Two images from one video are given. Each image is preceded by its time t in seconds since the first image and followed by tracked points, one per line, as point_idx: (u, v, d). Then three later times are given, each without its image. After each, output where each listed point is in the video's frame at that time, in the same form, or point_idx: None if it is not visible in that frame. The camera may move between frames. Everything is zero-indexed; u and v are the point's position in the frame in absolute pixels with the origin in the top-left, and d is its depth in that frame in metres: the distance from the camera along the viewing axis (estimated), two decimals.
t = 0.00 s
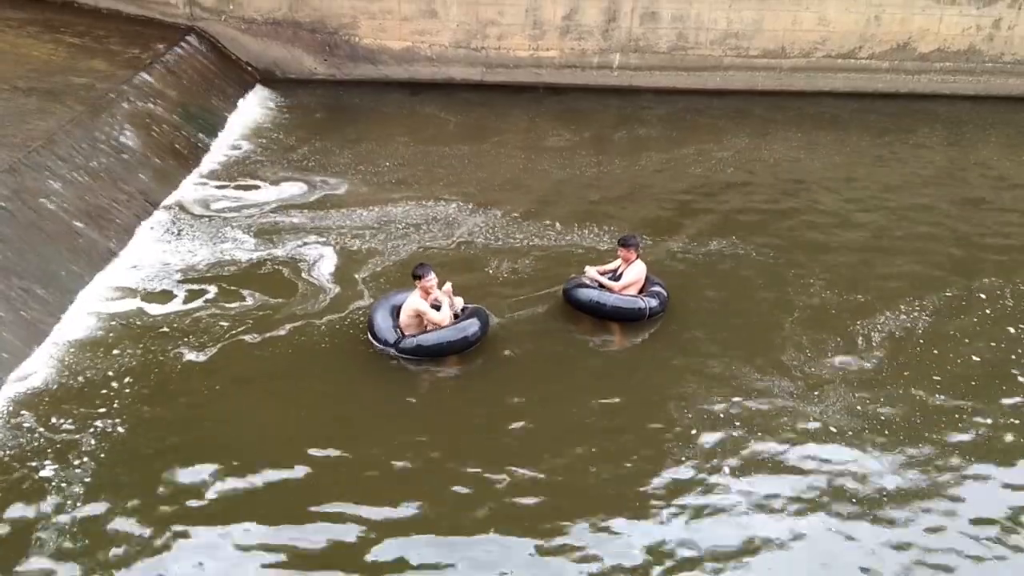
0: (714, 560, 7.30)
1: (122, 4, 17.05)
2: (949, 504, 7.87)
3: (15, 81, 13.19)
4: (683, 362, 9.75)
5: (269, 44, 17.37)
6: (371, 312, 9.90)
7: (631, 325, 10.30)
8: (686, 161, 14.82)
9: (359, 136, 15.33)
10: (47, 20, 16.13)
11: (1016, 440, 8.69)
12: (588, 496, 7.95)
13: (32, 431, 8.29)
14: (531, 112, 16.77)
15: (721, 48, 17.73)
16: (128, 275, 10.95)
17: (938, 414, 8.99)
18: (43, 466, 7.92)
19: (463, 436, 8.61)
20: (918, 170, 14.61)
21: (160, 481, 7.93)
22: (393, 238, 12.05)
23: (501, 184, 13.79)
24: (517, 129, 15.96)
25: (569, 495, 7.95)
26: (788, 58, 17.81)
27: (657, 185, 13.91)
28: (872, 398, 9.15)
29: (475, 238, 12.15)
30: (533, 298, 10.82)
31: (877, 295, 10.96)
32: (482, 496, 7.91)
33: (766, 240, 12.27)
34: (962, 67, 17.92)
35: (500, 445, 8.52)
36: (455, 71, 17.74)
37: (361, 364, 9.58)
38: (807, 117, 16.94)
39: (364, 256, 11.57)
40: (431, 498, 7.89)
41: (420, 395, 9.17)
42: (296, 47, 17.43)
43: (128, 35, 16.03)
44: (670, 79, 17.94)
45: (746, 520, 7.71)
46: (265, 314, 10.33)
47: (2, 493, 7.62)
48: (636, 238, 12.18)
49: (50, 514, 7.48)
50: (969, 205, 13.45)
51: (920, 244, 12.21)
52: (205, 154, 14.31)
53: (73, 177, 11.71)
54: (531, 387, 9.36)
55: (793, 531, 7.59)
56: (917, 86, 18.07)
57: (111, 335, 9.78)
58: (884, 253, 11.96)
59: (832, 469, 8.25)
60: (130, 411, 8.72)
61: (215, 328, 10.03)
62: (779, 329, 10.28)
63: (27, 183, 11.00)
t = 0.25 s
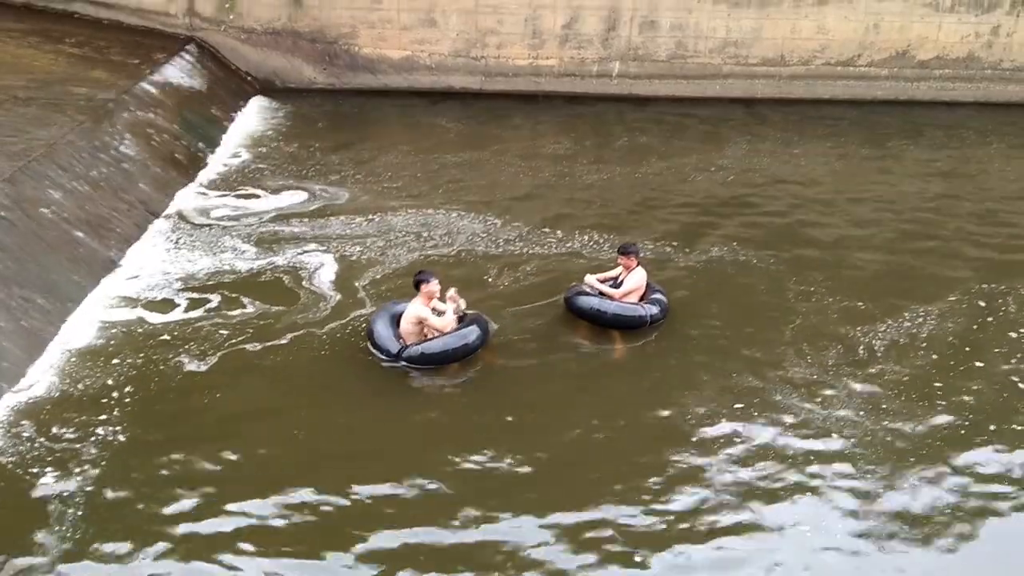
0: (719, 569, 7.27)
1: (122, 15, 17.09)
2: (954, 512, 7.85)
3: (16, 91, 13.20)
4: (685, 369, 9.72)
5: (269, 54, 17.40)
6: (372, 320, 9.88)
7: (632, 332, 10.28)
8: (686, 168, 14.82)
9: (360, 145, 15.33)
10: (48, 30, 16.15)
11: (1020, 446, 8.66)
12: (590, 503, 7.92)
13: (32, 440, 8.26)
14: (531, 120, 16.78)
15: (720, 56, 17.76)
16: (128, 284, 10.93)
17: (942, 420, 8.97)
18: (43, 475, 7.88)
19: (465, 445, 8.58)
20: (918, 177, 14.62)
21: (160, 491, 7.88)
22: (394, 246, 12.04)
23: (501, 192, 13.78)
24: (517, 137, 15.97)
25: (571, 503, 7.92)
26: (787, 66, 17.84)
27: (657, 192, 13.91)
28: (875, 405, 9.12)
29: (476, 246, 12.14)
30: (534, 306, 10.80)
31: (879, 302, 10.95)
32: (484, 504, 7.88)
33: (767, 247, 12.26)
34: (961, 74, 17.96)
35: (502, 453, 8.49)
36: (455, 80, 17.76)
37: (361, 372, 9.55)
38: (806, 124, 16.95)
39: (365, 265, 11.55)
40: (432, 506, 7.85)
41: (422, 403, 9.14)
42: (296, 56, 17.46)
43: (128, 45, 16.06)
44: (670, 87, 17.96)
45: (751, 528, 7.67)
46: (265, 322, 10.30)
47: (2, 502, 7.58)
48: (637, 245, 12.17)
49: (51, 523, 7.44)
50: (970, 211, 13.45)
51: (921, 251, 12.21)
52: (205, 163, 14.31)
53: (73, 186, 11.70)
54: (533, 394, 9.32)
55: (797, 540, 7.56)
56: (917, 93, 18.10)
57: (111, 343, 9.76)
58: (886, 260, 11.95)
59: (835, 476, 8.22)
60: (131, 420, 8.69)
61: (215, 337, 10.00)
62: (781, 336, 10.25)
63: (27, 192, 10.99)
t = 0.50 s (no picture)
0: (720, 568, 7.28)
1: (122, 17, 17.10)
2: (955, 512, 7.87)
3: (16, 94, 13.22)
4: (686, 371, 9.74)
5: (268, 56, 17.42)
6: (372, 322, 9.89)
7: (632, 334, 10.30)
8: (686, 170, 14.84)
9: (360, 147, 15.34)
10: (47, 32, 16.15)
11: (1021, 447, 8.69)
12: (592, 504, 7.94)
13: (34, 443, 8.27)
14: (530, 122, 16.79)
15: (719, 57, 17.78)
16: (129, 287, 10.94)
17: (943, 422, 8.99)
18: (45, 478, 7.89)
19: (466, 447, 8.59)
20: (918, 178, 14.64)
21: (163, 496, 7.87)
22: (394, 249, 12.06)
23: (501, 194, 13.80)
24: (517, 139, 15.98)
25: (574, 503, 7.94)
26: (786, 67, 17.87)
27: (657, 194, 13.93)
28: (876, 406, 9.13)
29: (476, 248, 12.16)
30: (535, 308, 10.82)
31: (880, 303, 10.97)
32: (487, 505, 7.90)
33: (767, 248, 12.28)
34: (960, 74, 17.99)
35: (504, 455, 8.51)
36: (455, 82, 17.77)
37: (362, 375, 9.57)
38: (806, 125, 16.97)
39: (365, 267, 11.57)
40: (435, 508, 7.86)
41: (422, 405, 9.15)
42: (296, 58, 17.47)
43: (128, 48, 16.07)
44: (669, 89, 17.98)
45: (751, 528, 7.68)
46: (266, 326, 10.31)
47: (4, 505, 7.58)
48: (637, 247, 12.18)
49: (53, 526, 7.45)
50: (969, 212, 13.47)
51: (921, 252, 12.23)
52: (205, 165, 14.32)
53: (74, 189, 11.71)
54: (534, 396, 9.34)
55: (798, 540, 7.57)
56: (916, 94, 18.13)
57: (112, 347, 9.77)
58: (886, 261, 11.97)
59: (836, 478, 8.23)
60: (132, 423, 8.71)
61: (216, 340, 10.01)
62: (781, 338, 10.28)
63: (27, 196, 11.00)
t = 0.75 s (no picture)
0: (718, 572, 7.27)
1: (121, 24, 17.12)
2: (955, 515, 7.86)
3: (15, 101, 13.24)
4: (685, 376, 9.74)
5: (268, 62, 17.45)
6: (370, 327, 9.87)
7: (631, 339, 10.29)
8: (684, 175, 14.86)
9: (359, 152, 15.36)
10: (47, 39, 16.18)
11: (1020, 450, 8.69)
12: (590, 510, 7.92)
13: (31, 449, 8.26)
14: (529, 127, 16.81)
15: (718, 63, 17.82)
16: (127, 293, 10.93)
17: (942, 426, 8.99)
18: (43, 484, 7.89)
19: (465, 452, 8.59)
20: (916, 183, 14.67)
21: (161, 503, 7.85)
22: (393, 254, 12.06)
23: (500, 199, 13.81)
24: (516, 145, 15.99)
25: (572, 508, 7.94)
26: (785, 72, 17.91)
27: (656, 199, 13.95)
28: (875, 412, 9.13)
29: (475, 253, 12.17)
30: (534, 313, 10.82)
31: (878, 308, 10.98)
32: (484, 510, 7.90)
33: (765, 253, 12.29)
34: (958, 80, 18.03)
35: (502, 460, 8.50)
36: (453, 87, 17.80)
37: (361, 380, 9.57)
38: (804, 131, 17.01)
39: (364, 272, 11.57)
40: (433, 514, 7.85)
41: (421, 410, 9.15)
42: (295, 64, 17.50)
43: (128, 54, 16.09)
44: (668, 95, 18.01)
45: (750, 533, 7.68)
46: (265, 331, 10.31)
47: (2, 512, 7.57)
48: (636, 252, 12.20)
49: (50, 533, 7.44)
50: (968, 217, 13.49)
51: (920, 257, 12.24)
52: (204, 171, 14.33)
53: (73, 195, 11.72)
54: (533, 401, 9.34)
55: (797, 544, 7.56)
56: (915, 99, 18.17)
57: (110, 352, 9.77)
58: (885, 266, 11.98)
59: (835, 482, 8.23)
60: (130, 429, 8.70)
61: (215, 345, 10.01)
62: (780, 342, 10.28)
63: (26, 202, 11.01)
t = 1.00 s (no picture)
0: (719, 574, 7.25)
1: (121, 30, 17.14)
2: (957, 521, 7.86)
3: (15, 107, 13.25)
4: (686, 383, 9.73)
5: (268, 69, 17.47)
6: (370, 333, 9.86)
7: (631, 345, 10.29)
8: (685, 182, 14.87)
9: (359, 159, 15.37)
10: (47, 45, 16.20)
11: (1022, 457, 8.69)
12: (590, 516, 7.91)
13: (31, 456, 8.25)
14: (529, 134, 16.83)
15: (718, 70, 17.85)
16: (127, 299, 10.92)
17: (944, 433, 8.99)
18: (43, 490, 7.87)
19: (466, 458, 8.57)
20: (916, 190, 14.69)
21: (160, 511, 7.82)
22: (393, 260, 12.06)
23: (500, 206, 13.82)
24: (516, 151, 16.00)
25: (572, 514, 7.92)
26: (784, 79, 17.94)
27: (656, 206, 13.96)
28: (876, 418, 9.12)
29: (475, 259, 12.17)
30: (534, 319, 10.81)
31: (879, 315, 10.98)
32: (484, 516, 7.89)
33: (765, 260, 12.30)
34: (957, 87, 18.07)
35: (502, 466, 8.48)
36: (454, 94, 17.82)
37: (362, 387, 9.56)
38: (804, 137, 17.03)
39: (364, 278, 11.56)
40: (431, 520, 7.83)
41: (422, 417, 9.14)
42: (295, 71, 17.52)
43: (128, 61, 16.11)
44: (667, 101, 18.03)
45: (751, 537, 7.66)
46: (266, 337, 10.30)
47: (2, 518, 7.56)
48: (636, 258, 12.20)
49: (50, 539, 7.43)
50: (968, 223, 13.51)
51: (920, 263, 12.25)
52: (204, 177, 14.33)
53: (73, 202, 11.72)
54: (534, 408, 9.33)
55: (799, 548, 7.55)
56: (914, 106, 18.21)
57: (110, 359, 9.76)
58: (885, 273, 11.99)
59: (836, 487, 8.22)
60: (129, 435, 8.69)
61: (215, 352, 10.00)
62: (781, 349, 10.28)
63: (26, 208, 11.01)
